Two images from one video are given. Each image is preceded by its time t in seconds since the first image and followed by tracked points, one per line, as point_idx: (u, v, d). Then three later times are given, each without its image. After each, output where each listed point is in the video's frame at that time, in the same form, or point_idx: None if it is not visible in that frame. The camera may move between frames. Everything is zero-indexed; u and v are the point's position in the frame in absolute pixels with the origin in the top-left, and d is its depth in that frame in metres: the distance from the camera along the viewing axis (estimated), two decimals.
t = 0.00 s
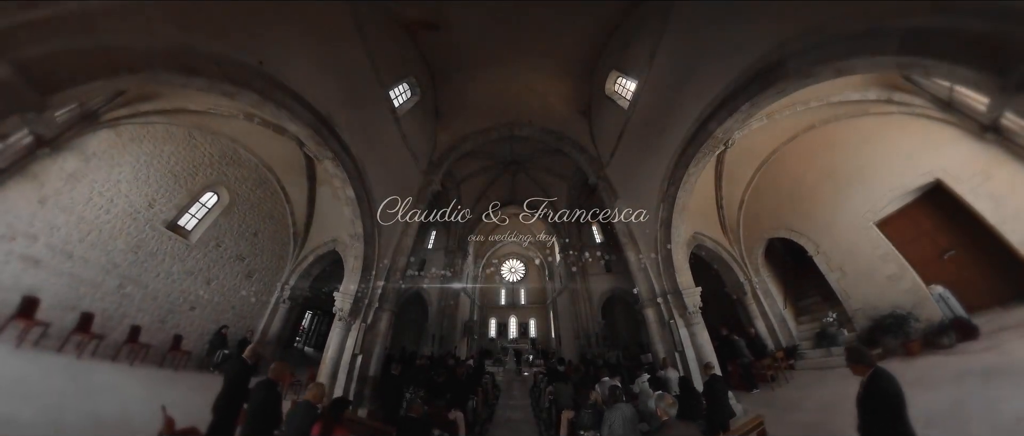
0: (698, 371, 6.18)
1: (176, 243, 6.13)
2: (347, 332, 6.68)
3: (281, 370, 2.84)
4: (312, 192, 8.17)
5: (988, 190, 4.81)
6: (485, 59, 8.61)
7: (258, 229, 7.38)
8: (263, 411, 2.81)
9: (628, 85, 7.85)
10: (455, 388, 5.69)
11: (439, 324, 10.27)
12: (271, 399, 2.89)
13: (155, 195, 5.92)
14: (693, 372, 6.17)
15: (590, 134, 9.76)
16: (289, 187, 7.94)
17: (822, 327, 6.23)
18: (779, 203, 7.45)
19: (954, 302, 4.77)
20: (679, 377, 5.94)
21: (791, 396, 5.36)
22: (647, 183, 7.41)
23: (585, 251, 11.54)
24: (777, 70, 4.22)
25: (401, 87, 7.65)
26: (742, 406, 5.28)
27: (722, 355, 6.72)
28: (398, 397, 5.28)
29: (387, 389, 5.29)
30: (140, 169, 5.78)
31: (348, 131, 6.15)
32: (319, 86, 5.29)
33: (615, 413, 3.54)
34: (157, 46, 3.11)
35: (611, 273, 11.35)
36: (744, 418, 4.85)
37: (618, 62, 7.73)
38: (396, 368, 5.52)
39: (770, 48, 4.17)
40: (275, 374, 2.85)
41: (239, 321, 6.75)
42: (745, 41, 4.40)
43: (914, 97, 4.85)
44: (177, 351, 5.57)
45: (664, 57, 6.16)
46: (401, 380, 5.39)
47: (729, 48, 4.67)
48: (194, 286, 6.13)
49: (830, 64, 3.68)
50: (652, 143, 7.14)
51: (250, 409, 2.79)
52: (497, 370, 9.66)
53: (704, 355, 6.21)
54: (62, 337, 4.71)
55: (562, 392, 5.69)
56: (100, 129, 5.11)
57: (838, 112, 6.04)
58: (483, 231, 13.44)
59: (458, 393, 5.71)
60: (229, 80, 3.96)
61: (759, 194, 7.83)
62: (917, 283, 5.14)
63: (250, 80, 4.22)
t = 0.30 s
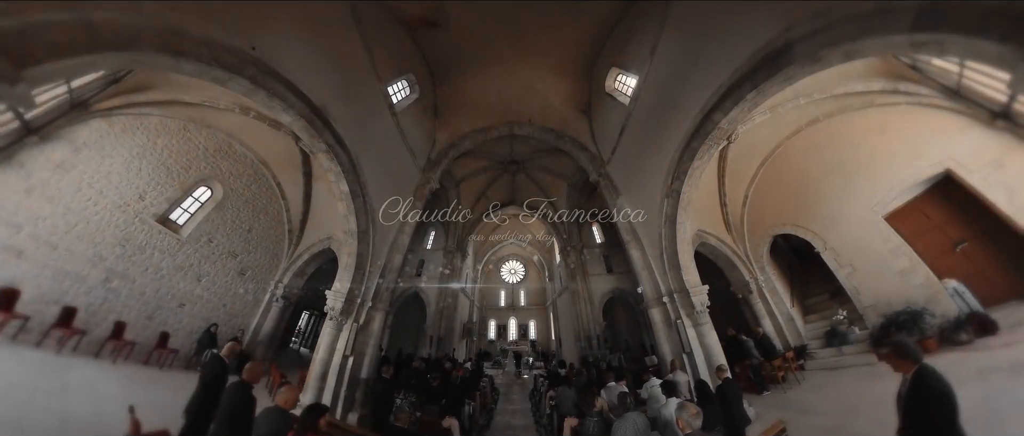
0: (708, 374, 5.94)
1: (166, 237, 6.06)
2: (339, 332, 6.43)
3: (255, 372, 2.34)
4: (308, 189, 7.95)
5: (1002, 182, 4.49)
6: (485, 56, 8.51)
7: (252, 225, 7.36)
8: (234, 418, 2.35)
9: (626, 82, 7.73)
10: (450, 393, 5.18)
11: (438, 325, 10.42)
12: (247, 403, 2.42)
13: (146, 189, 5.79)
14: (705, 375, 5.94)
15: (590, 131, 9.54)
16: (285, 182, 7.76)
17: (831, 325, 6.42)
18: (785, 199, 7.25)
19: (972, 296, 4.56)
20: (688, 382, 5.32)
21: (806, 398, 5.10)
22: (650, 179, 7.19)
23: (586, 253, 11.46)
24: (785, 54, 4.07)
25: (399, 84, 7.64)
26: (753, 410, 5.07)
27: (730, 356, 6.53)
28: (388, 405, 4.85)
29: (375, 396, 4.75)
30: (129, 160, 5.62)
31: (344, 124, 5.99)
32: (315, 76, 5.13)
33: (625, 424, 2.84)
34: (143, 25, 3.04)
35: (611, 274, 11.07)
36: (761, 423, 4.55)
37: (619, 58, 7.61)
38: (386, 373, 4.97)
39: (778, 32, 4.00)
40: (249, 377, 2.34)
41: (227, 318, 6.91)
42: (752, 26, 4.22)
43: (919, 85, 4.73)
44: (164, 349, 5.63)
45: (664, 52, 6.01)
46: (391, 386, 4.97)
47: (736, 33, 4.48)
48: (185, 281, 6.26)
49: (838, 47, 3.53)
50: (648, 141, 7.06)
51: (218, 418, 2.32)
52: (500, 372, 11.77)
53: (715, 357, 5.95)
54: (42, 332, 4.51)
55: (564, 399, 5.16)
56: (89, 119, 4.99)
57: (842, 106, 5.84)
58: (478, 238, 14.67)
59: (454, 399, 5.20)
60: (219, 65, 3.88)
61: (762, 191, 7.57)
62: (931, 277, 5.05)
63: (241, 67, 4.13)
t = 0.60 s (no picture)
0: (716, 373, 5.69)
1: (157, 230, 5.89)
2: (330, 330, 6.20)
3: (226, 368, 2.10)
4: (305, 186, 7.78)
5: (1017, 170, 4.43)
6: (484, 53, 8.47)
7: (246, 221, 7.31)
8: (196, 423, 1.99)
9: (626, 79, 7.68)
10: (445, 397, 4.80)
11: (437, 325, 10.29)
12: (216, 408, 2.08)
13: (137, 180, 5.70)
14: (722, 376, 5.61)
15: (590, 129, 9.43)
16: (282, 178, 7.58)
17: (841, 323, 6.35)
18: (787, 197, 7.01)
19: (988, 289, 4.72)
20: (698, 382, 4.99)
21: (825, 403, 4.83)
22: (653, 174, 7.02)
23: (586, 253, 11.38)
24: (792, 38, 3.96)
25: (398, 79, 7.57)
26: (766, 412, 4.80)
27: (739, 357, 6.28)
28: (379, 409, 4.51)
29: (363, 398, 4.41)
30: (123, 151, 5.47)
31: (341, 116, 5.87)
32: (313, 65, 5.03)
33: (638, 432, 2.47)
34: (128, 0, 2.95)
35: (613, 274, 11.04)
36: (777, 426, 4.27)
37: (619, 54, 7.56)
38: (376, 375, 4.62)
39: (784, 15, 3.88)
40: (217, 376, 2.09)
41: (212, 314, 6.75)
42: (757, 10, 4.11)
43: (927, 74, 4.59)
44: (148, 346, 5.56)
45: (664, 45, 5.87)
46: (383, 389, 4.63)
47: (740, 19, 4.37)
48: (177, 276, 6.20)
49: (847, 27, 3.39)
50: (650, 137, 6.90)
51: (179, 425, 1.96)
52: (501, 375, 11.80)
53: (725, 357, 5.70)
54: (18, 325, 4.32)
55: (568, 403, 4.75)
56: (83, 105, 4.83)
57: (843, 98, 5.58)
58: (478, 238, 14.65)
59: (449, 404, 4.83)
60: (210, 47, 3.80)
61: (763, 191, 7.23)
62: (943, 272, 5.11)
63: (232, 50, 4.04)
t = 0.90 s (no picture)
0: (727, 373, 5.43)
1: (148, 222, 5.78)
2: (320, 329, 5.98)
3: (193, 364, 1.97)
4: (301, 181, 7.64)
5: None
6: (484, 51, 8.44)
7: (240, 216, 7.16)
8: (155, 425, 1.83)
9: (626, 76, 7.63)
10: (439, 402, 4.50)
11: (435, 327, 10.07)
12: (178, 407, 1.92)
13: (129, 170, 5.59)
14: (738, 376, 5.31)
15: (591, 127, 9.38)
16: (279, 174, 7.45)
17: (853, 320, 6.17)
18: (794, 191, 6.93)
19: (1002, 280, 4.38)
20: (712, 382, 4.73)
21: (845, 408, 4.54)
22: (656, 169, 6.89)
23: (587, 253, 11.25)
24: (798, 22, 3.91)
25: (397, 75, 7.52)
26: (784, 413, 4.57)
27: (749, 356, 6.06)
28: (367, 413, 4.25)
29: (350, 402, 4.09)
30: (113, 139, 5.36)
31: (337, 107, 5.76)
32: (310, 52, 4.93)
33: None
34: None
35: (615, 275, 10.99)
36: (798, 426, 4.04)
37: (619, 50, 7.52)
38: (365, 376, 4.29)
39: None
40: (182, 371, 1.95)
41: (202, 310, 6.52)
42: None
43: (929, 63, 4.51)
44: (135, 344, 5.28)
45: (665, 37, 5.81)
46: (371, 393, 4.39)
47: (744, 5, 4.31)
48: (167, 270, 6.03)
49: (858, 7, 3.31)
50: (653, 132, 6.82)
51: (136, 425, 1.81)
52: (501, 377, 11.57)
53: (736, 356, 5.47)
54: None
55: (574, 408, 4.45)
56: (74, 93, 4.72)
57: (846, 89, 5.55)
58: (477, 239, 14.50)
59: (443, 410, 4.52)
60: (203, 29, 3.73)
61: (768, 185, 7.17)
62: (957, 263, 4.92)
63: (225, 33, 3.95)
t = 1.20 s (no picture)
0: (741, 373, 5.17)
1: (138, 214, 5.61)
2: (309, 329, 5.73)
3: (152, 360, 1.84)
4: (298, 176, 7.48)
5: None
6: (484, 49, 8.42)
7: (234, 211, 7.03)
8: (101, 427, 1.69)
9: (626, 73, 7.62)
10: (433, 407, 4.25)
11: (434, 328, 9.82)
12: (128, 409, 1.78)
13: (121, 160, 5.44)
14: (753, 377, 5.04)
15: (591, 125, 9.34)
16: (276, 169, 7.33)
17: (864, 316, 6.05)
18: (800, 186, 6.77)
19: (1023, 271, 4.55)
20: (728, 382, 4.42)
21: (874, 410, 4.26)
22: (660, 164, 6.78)
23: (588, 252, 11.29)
24: (805, 6, 3.84)
25: (397, 70, 7.47)
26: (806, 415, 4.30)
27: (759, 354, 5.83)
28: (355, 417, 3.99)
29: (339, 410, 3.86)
30: (106, 128, 5.24)
31: (334, 98, 5.65)
32: (307, 40, 4.84)
33: None
34: None
35: (617, 275, 10.93)
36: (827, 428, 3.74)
37: (620, 47, 7.48)
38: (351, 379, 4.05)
39: None
40: (143, 367, 1.83)
41: (191, 307, 6.34)
42: None
43: (938, 52, 4.39)
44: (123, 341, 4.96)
45: (666, 29, 5.71)
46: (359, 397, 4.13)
47: None
48: (155, 265, 5.83)
49: None
50: (656, 126, 6.71)
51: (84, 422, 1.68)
52: (501, 380, 11.30)
53: (748, 354, 5.21)
54: None
55: (582, 413, 4.16)
56: (66, 80, 4.67)
57: (853, 80, 5.40)
58: (477, 240, 14.35)
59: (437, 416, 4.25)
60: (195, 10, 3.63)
61: (773, 181, 6.97)
62: (972, 254, 4.95)
63: (220, 16, 3.92)
